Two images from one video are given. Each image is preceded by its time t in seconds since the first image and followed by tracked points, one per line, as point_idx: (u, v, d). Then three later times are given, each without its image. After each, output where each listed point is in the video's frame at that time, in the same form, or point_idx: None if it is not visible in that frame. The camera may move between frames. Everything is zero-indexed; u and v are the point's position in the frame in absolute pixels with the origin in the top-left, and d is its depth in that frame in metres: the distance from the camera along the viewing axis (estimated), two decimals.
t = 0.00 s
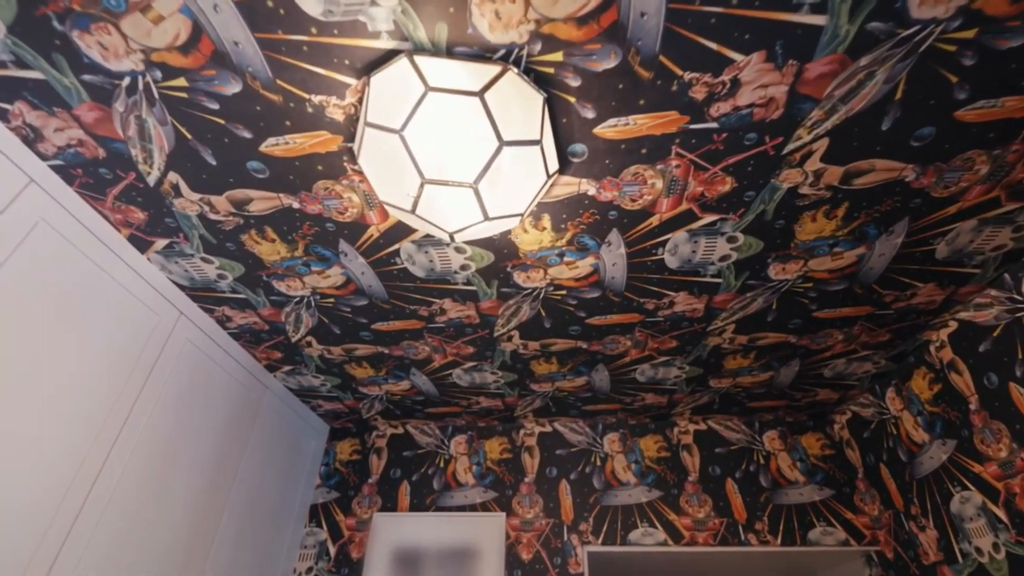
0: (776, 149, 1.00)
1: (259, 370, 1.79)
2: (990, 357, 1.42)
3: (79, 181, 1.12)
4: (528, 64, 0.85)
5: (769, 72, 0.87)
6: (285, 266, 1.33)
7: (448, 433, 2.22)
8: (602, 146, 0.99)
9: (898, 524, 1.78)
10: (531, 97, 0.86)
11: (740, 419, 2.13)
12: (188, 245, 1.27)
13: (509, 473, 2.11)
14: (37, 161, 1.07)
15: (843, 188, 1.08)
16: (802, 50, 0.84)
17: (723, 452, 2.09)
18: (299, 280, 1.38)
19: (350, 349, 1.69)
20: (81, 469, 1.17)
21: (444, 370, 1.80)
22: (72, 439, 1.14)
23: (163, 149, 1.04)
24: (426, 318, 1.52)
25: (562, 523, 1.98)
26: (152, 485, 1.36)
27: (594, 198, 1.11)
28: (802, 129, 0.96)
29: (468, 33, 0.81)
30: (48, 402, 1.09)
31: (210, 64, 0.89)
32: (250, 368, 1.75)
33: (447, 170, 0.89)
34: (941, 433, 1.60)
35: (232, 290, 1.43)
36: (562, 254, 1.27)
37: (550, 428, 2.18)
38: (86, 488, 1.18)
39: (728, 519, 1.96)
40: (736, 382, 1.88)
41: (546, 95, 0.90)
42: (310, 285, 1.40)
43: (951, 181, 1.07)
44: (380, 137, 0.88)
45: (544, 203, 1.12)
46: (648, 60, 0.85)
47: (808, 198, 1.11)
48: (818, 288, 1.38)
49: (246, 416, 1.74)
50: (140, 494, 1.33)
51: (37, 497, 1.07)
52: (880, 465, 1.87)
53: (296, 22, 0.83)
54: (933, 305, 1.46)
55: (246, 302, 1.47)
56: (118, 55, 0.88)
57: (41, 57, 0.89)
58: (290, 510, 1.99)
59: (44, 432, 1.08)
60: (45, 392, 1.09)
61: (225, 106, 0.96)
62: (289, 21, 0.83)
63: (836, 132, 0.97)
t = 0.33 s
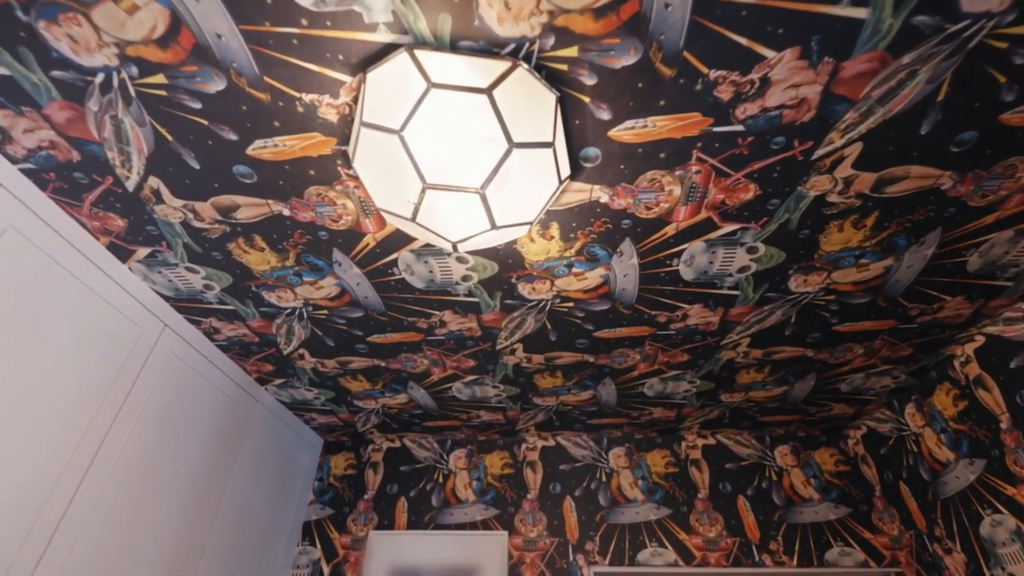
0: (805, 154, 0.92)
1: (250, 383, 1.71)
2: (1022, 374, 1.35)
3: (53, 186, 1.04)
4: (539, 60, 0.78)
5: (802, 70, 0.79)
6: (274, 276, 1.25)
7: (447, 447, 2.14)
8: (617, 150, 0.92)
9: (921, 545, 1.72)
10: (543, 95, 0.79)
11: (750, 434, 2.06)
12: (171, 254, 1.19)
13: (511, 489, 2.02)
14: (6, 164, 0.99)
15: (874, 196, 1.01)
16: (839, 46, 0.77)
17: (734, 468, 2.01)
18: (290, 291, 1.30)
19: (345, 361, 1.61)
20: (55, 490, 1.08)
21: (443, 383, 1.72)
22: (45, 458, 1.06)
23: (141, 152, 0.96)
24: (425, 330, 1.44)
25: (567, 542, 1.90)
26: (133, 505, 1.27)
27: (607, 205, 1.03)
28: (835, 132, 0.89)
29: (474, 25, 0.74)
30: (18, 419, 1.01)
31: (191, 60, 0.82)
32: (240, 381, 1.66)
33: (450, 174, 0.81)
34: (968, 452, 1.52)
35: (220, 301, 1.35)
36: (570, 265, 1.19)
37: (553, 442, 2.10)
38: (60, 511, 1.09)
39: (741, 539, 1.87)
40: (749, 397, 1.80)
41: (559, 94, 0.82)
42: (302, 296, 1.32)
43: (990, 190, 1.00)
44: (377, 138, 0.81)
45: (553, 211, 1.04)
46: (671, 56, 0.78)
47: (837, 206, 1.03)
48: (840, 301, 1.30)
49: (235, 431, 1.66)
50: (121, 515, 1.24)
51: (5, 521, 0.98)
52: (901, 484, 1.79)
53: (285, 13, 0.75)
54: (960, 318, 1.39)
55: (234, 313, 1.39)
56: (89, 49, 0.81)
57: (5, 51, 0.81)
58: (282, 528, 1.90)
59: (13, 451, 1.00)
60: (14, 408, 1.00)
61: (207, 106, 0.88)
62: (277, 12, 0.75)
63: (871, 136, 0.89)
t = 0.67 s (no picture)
0: (835, 164, 0.86)
1: (241, 400, 1.64)
2: None
3: (27, 196, 0.97)
4: (550, 62, 0.72)
5: (837, 74, 0.73)
6: (264, 291, 1.18)
7: (446, 464, 2.06)
8: (632, 160, 0.85)
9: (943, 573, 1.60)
10: (555, 100, 0.72)
11: (761, 451, 1.98)
12: (155, 268, 1.12)
13: (511, 510, 1.95)
14: None
15: (906, 209, 0.94)
16: (879, 48, 0.70)
17: (743, 488, 1.93)
18: (281, 306, 1.23)
19: (339, 378, 1.53)
20: (24, 518, 1.01)
21: (442, 400, 1.65)
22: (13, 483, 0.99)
23: (120, 160, 0.90)
24: (424, 347, 1.37)
25: (569, 566, 1.82)
26: (111, 531, 1.20)
27: (619, 218, 0.97)
28: (868, 141, 0.82)
29: (480, 24, 0.68)
30: None
31: (171, 62, 0.75)
32: (230, 398, 1.59)
33: (452, 187, 0.74)
34: (993, 476, 1.45)
35: (207, 316, 1.28)
36: (578, 280, 1.13)
37: (556, 459, 2.02)
38: (29, 540, 1.02)
39: (752, 563, 1.79)
40: (761, 414, 1.73)
41: (571, 99, 0.76)
42: (294, 312, 1.25)
43: None
44: (373, 146, 0.74)
45: (562, 223, 0.98)
46: (694, 59, 0.71)
47: (865, 219, 0.96)
48: (862, 317, 1.24)
49: (224, 449, 1.59)
50: (97, 542, 1.17)
51: None
52: (921, 506, 1.70)
53: (273, 11, 0.69)
54: (987, 335, 1.32)
55: (223, 329, 1.32)
56: (60, 49, 0.74)
57: None
58: (271, 551, 1.82)
59: None
60: None
61: (190, 111, 0.81)
62: (263, 8, 0.68)
63: (907, 144, 0.83)
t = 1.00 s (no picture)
0: (864, 179, 0.80)
1: (231, 420, 1.57)
2: None
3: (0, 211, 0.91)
4: (561, 70, 0.66)
5: (872, 84, 0.67)
6: (254, 309, 1.11)
7: (444, 484, 1.99)
8: (648, 174, 0.79)
9: None
10: (566, 111, 0.67)
11: (771, 471, 1.91)
12: (139, 285, 1.06)
13: (511, 534, 1.87)
14: None
15: (937, 226, 0.89)
16: (920, 55, 0.64)
17: (753, 510, 1.86)
18: (272, 325, 1.17)
19: (334, 398, 1.47)
20: None
21: (440, 420, 1.58)
22: None
23: (98, 174, 0.84)
24: (422, 366, 1.31)
25: None
26: (90, 565, 1.13)
27: (631, 235, 0.91)
28: (902, 154, 0.76)
29: (485, 28, 0.62)
30: None
31: (150, 69, 0.69)
32: (220, 419, 1.53)
33: (452, 209, 0.68)
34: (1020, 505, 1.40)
35: (195, 335, 1.21)
36: (585, 299, 1.06)
37: (558, 479, 1.95)
38: None
39: None
40: (773, 435, 1.66)
41: (584, 110, 0.70)
42: (286, 330, 1.19)
43: None
44: (368, 161, 0.68)
45: (569, 240, 0.92)
46: (717, 66, 0.66)
47: (893, 237, 0.91)
48: (884, 338, 1.18)
49: (213, 472, 1.52)
50: None
51: None
52: (940, 535, 1.63)
53: (260, 14, 0.63)
54: (1014, 354, 1.26)
55: (212, 348, 1.26)
56: (29, 55, 0.68)
57: None
58: None
59: None
60: None
61: (172, 122, 0.75)
62: (249, 11, 0.63)
63: (942, 158, 0.77)
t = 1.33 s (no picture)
0: (893, 197, 0.75)
1: (221, 441, 1.51)
2: None
3: None
4: (572, 82, 0.61)
5: (906, 96, 0.62)
6: (243, 329, 1.06)
7: (442, 505, 1.92)
8: (662, 191, 0.74)
9: None
10: (576, 126, 0.62)
11: (781, 493, 1.84)
12: (122, 305, 1.01)
13: (512, 560, 1.81)
14: None
15: (968, 246, 0.83)
16: (960, 66, 0.59)
17: (763, 535, 1.79)
18: (262, 346, 1.11)
19: (327, 420, 1.41)
20: None
21: (438, 442, 1.52)
22: None
23: (75, 190, 0.78)
24: (419, 388, 1.25)
25: None
26: None
27: (642, 254, 0.85)
28: (934, 171, 0.71)
29: (490, 36, 0.57)
30: None
31: (127, 79, 0.64)
32: (210, 440, 1.47)
33: (457, 234, 0.63)
34: None
35: (182, 355, 1.16)
36: (592, 320, 1.01)
37: (560, 501, 1.88)
38: None
39: None
40: (784, 457, 1.60)
41: (595, 124, 0.65)
42: (277, 351, 1.13)
43: None
44: (368, 183, 0.63)
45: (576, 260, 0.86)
46: (740, 78, 0.61)
47: (921, 257, 0.85)
48: (904, 360, 1.12)
49: (204, 496, 1.46)
50: None
51: None
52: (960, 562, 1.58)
53: (246, 20, 0.58)
54: None
55: (200, 369, 1.20)
56: None
57: None
58: None
59: None
60: None
61: (153, 135, 0.70)
62: (234, 17, 0.58)
63: (978, 175, 0.72)
